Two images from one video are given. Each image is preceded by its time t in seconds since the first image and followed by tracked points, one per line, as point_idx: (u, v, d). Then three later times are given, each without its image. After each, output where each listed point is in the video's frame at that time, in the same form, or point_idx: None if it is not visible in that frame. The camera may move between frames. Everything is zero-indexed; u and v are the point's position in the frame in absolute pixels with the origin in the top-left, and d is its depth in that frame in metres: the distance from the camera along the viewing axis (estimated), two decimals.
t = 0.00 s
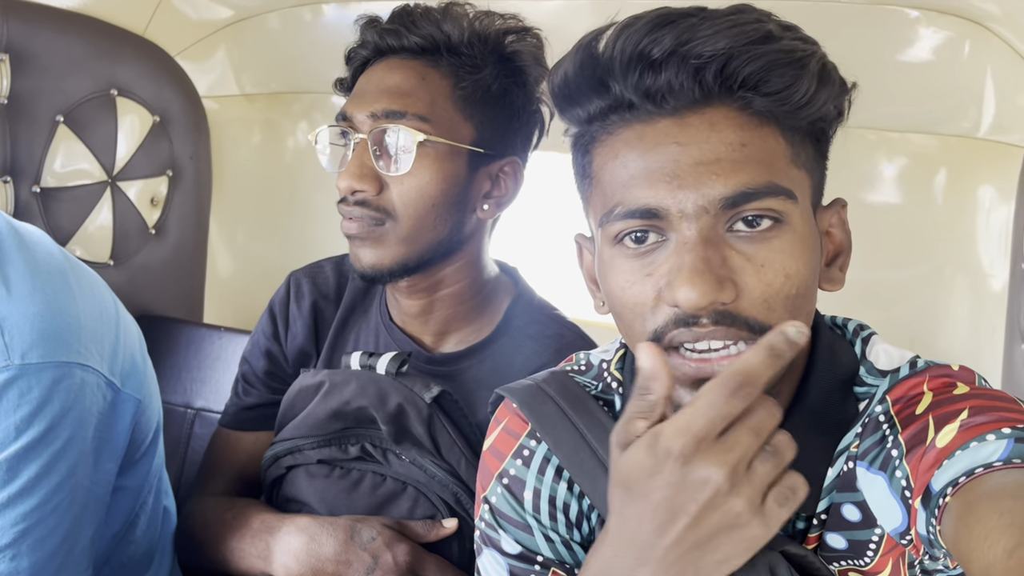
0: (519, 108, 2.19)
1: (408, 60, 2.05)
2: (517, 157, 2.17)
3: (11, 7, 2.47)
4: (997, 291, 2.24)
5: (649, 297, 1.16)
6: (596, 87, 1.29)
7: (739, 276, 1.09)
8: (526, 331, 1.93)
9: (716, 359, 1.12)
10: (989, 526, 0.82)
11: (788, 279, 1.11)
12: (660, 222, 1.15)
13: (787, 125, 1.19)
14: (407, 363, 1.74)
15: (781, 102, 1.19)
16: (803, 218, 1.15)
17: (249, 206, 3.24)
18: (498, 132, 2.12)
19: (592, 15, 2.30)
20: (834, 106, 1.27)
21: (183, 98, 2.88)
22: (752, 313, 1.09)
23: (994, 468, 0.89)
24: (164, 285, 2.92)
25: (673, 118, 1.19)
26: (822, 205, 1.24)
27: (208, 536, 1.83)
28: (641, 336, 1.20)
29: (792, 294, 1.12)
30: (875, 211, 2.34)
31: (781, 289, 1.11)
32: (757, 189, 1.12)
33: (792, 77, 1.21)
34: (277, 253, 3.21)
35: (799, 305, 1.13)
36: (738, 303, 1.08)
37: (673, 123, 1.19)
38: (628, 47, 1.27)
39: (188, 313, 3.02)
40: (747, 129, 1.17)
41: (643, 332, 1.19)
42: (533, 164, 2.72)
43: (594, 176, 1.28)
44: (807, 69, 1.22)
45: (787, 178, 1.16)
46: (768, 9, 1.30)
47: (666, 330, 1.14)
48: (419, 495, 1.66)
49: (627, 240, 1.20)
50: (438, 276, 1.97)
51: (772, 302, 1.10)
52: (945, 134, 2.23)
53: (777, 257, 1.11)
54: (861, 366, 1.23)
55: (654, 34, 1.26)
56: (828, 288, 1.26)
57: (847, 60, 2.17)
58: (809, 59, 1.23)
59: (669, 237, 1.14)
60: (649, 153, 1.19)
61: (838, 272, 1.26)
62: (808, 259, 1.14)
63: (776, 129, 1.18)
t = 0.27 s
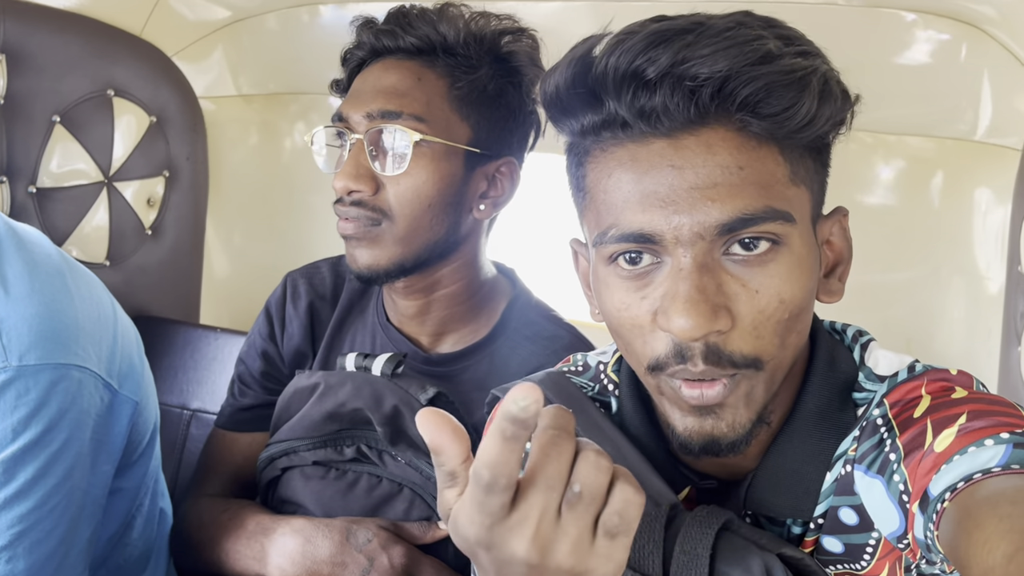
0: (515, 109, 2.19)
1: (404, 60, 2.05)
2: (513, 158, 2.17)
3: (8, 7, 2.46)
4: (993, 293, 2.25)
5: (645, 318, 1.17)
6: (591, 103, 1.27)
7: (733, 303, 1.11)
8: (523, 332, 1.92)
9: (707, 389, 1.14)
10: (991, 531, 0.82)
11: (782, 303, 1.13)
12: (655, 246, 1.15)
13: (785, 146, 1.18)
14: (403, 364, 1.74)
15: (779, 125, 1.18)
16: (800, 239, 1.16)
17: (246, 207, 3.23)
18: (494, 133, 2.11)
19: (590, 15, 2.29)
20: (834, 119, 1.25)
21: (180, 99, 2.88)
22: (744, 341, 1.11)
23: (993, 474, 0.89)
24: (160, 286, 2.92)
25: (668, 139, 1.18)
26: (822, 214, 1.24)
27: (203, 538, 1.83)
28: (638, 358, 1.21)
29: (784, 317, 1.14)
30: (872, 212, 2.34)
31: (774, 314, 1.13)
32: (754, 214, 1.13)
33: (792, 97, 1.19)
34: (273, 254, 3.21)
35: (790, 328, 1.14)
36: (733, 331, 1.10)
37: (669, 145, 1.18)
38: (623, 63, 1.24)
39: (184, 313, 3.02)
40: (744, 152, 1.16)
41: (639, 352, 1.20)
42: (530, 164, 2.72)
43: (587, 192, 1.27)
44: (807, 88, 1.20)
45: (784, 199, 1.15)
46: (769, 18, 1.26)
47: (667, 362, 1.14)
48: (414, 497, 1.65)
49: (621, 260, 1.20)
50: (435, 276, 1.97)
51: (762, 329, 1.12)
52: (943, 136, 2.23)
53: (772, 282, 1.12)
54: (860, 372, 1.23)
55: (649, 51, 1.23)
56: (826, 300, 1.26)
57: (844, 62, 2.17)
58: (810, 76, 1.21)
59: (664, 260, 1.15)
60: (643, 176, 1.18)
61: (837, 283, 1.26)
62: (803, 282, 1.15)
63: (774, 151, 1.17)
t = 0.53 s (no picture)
0: (511, 111, 2.19)
1: (400, 63, 2.04)
2: (509, 160, 2.17)
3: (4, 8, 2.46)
4: (988, 296, 2.25)
5: (642, 316, 1.16)
6: (590, 102, 1.28)
7: (729, 300, 1.11)
8: (519, 334, 1.92)
9: (705, 381, 1.13)
10: (984, 533, 0.82)
11: (779, 302, 1.12)
12: (652, 243, 1.15)
13: (783, 146, 1.19)
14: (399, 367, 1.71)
15: (776, 123, 1.18)
16: (796, 238, 1.16)
17: (242, 208, 3.23)
18: (490, 134, 2.11)
19: (585, 17, 2.30)
20: (832, 121, 1.26)
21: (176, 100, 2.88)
22: (741, 338, 1.11)
23: (988, 476, 0.89)
24: (156, 287, 2.92)
25: (666, 138, 1.19)
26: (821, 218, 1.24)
27: (198, 540, 1.83)
28: (634, 356, 1.20)
29: (782, 316, 1.13)
30: (868, 215, 2.34)
31: (772, 312, 1.12)
32: (750, 212, 1.13)
33: (789, 97, 1.20)
34: (269, 256, 3.21)
35: (788, 327, 1.14)
36: (729, 329, 1.10)
37: (667, 143, 1.19)
38: (622, 62, 1.25)
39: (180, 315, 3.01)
40: (742, 150, 1.16)
41: (636, 350, 1.19)
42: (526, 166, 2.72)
43: (586, 190, 1.28)
44: (804, 88, 1.21)
45: (781, 199, 1.16)
46: (767, 20, 1.27)
47: (660, 355, 1.14)
48: (410, 499, 1.65)
49: (618, 258, 1.20)
50: (431, 279, 1.97)
51: (760, 326, 1.12)
52: (938, 139, 2.24)
53: (769, 280, 1.12)
54: (856, 374, 1.24)
55: (647, 50, 1.24)
56: (825, 303, 1.26)
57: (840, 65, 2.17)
58: (807, 77, 1.22)
59: (661, 258, 1.15)
60: (641, 173, 1.18)
61: (835, 286, 1.26)
62: (800, 282, 1.15)
63: (771, 151, 1.18)
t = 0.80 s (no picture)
0: (509, 108, 2.19)
1: (399, 59, 2.04)
2: (508, 157, 2.17)
3: None
4: (985, 295, 2.25)
5: (641, 294, 1.16)
6: (598, 85, 1.29)
7: (727, 280, 1.10)
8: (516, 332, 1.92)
9: (696, 354, 1.13)
10: (981, 526, 0.82)
11: (778, 283, 1.12)
12: (653, 222, 1.15)
13: (785, 131, 1.19)
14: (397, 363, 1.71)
15: (779, 108, 1.19)
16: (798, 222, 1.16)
17: (239, 206, 3.22)
18: (488, 132, 2.11)
19: (583, 16, 2.29)
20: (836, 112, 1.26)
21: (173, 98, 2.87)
22: (738, 314, 1.11)
23: (985, 467, 0.88)
24: (152, 286, 2.91)
25: (670, 120, 1.19)
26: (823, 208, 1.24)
27: (194, 538, 1.82)
28: (631, 330, 1.19)
29: (781, 298, 1.13)
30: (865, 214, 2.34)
31: (770, 293, 1.12)
32: (752, 193, 1.13)
33: (792, 83, 1.20)
34: (266, 254, 3.20)
35: (788, 307, 1.14)
36: (725, 305, 1.10)
37: (671, 124, 1.19)
38: (629, 46, 1.27)
39: (176, 314, 3.00)
40: (745, 133, 1.17)
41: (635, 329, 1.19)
42: (523, 165, 2.71)
43: (592, 173, 1.28)
44: (807, 75, 1.22)
45: (782, 184, 1.15)
46: (773, 11, 1.28)
47: (654, 328, 1.15)
48: (407, 497, 1.65)
49: (621, 237, 1.20)
50: (429, 276, 1.98)
51: (758, 307, 1.11)
52: (936, 138, 2.24)
53: (767, 261, 1.12)
54: (854, 368, 1.23)
55: (655, 33, 1.25)
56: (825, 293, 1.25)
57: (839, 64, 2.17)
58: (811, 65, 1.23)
59: (662, 237, 1.15)
60: (646, 153, 1.19)
61: (835, 275, 1.25)
62: (799, 263, 1.15)
63: (774, 136, 1.18)
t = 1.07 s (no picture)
0: (507, 111, 2.20)
1: (399, 63, 2.04)
2: (506, 160, 2.18)
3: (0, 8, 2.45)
4: (981, 298, 2.26)
5: (645, 308, 1.17)
6: (595, 93, 1.29)
7: (733, 292, 1.11)
8: (514, 335, 1.93)
9: (708, 377, 1.14)
10: (972, 530, 0.82)
11: (781, 295, 1.13)
12: (657, 235, 1.16)
13: (786, 141, 1.21)
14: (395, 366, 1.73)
15: (781, 118, 1.20)
16: (797, 230, 1.17)
17: (238, 208, 3.23)
18: (487, 135, 2.12)
19: (581, 19, 2.30)
20: (832, 120, 1.28)
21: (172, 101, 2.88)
22: (743, 328, 1.11)
23: (975, 473, 0.89)
24: (150, 287, 2.91)
25: (673, 131, 1.20)
26: (813, 216, 1.25)
27: (193, 540, 1.82)
28: (637, 348, 1.20)
29: (782, 309, 1.14)
30: (862, 217, 2.35)
31: (773, 305, 1.13)
32: (755, 205, 1.14)
33: (794, 93, 1.22)
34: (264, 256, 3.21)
35: (789, 317, 1.15)
36: (732, 320, 1.11)
37: (674, 135, 1.20)
38: (630, 55, 1.26)
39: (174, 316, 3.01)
40: (747, 143, 1.18)
41: (636, 341, 1.19)
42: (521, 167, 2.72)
43: (589, 183, 1.28)
44: (808, 85, 1.23)
45: (784, 194, 1.17)
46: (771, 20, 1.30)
47: (668, 351, 1.15)
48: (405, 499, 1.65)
49: (621, 250, 1.20)
50: (428, 279, 1.97)
51: (761, 318, 1.12)
52: (932, 141, 2.25)
53: (771, 272, 1.13)
54: (847, 373, 1.24)
55: (656, 43, 1.25)
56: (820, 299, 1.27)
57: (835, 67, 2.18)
58: (811, 74, 1.24)
59: (665, 250, 1.15)
60: (647, 165, 1.19)
61: (829, 283, 1.27)
62: (800, 274, 1.16)
63: (775, 145, 1.19)
